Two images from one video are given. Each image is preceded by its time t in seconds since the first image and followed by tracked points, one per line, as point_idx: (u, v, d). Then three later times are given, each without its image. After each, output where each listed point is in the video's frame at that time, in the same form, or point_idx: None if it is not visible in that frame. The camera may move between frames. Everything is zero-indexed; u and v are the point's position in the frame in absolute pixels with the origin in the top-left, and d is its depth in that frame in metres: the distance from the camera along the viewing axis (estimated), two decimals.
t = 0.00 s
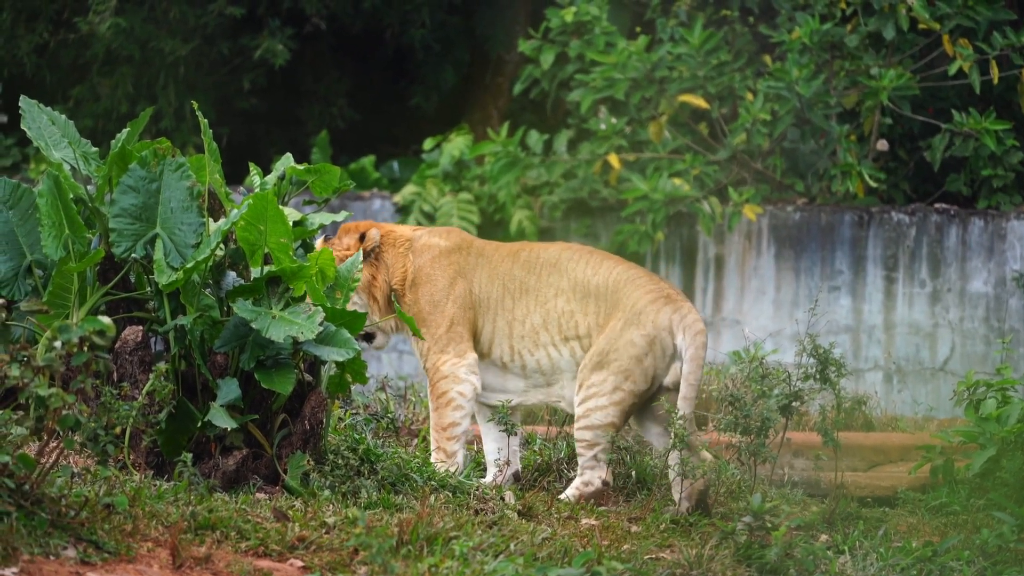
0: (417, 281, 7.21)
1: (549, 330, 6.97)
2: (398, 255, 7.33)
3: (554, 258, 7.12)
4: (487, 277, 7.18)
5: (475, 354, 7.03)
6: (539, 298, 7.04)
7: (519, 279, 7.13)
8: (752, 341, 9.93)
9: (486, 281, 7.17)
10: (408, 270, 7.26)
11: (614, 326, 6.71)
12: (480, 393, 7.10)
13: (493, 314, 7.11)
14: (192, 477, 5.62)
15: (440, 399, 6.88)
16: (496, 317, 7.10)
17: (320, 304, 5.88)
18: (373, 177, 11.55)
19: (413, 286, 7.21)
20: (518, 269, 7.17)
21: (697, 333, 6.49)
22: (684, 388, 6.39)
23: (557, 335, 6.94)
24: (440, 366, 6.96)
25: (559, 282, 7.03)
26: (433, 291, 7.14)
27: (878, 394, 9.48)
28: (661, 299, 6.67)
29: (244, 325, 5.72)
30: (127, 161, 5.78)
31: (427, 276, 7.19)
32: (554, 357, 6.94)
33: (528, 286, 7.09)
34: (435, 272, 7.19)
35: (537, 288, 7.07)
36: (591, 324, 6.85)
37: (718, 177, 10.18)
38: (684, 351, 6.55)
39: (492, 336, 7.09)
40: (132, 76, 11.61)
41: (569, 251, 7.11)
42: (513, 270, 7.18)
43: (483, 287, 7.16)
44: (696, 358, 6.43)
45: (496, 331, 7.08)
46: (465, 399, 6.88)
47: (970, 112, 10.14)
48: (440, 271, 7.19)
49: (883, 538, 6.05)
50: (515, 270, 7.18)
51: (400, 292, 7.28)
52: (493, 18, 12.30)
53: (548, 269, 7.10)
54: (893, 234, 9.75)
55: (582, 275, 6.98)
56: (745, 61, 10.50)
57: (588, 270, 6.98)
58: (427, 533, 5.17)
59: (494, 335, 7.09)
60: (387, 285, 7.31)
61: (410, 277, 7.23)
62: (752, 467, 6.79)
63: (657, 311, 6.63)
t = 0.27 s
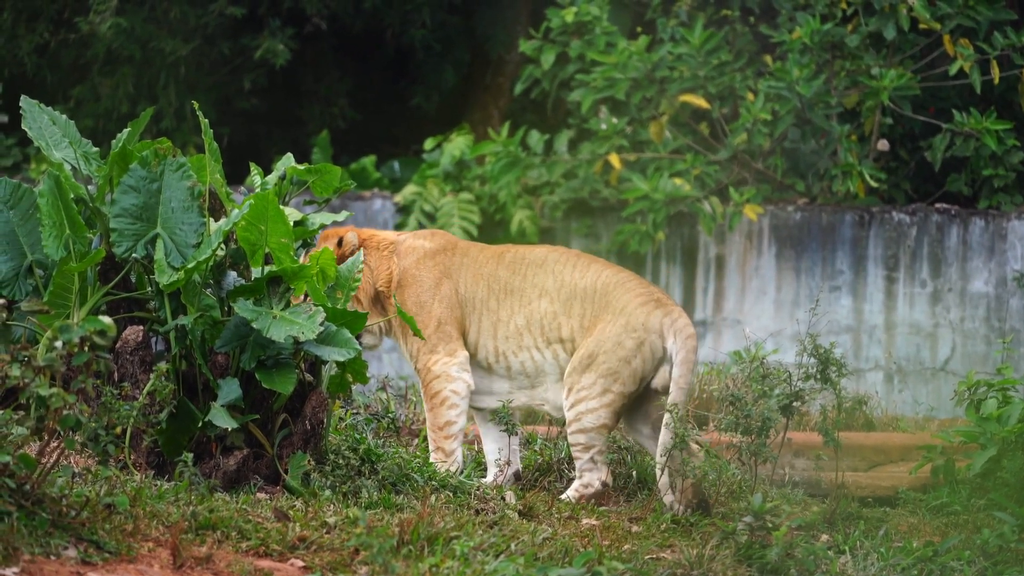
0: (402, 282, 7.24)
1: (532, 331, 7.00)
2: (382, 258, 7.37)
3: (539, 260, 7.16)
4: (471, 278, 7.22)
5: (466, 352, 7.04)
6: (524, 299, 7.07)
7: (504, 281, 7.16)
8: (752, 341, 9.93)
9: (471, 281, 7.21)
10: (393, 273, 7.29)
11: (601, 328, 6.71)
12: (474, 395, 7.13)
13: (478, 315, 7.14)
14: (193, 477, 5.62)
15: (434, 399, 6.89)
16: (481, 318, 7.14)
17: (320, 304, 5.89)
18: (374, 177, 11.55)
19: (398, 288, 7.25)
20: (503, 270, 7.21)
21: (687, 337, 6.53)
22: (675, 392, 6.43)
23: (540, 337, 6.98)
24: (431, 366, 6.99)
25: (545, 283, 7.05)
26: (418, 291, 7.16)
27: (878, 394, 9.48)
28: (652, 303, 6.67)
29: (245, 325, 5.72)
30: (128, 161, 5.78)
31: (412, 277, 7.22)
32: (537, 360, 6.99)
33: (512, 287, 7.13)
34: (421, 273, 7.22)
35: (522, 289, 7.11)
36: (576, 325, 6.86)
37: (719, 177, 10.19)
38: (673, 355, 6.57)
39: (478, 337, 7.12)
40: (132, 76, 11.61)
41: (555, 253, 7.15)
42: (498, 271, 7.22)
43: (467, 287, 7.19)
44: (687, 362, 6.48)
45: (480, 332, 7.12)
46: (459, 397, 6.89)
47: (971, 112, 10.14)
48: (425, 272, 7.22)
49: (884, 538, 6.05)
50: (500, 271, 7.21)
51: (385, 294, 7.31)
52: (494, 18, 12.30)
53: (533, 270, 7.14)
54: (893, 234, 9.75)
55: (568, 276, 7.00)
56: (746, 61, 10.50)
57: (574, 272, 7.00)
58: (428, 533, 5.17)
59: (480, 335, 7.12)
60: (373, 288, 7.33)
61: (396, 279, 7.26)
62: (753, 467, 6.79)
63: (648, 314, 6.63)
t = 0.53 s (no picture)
0: (392, 285, 7.19)
1: (524, 333, 7.02)
2: (370, 262, 7.29)
3: (532, 263, 7.19)
4: (463, 279, 7.23)
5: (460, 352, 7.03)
6: (516, 301, 7.09)
7: (495, 283, 7.18)
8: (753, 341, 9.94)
9: (462, 283, 7.22)
10: (383, 276, 7.23)
11: (596, 336, 6.72)
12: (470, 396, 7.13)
13: (470, 316, 7.17)
14: (193, 477, 5.61)
15: (430, 399, 6.88)
16: (473, 319, 7.16)
17: (321, 304, 5.88)
18: (375, 177, 11.55)
19: (389, 291, 7.19)
20: (494, 272, 7.22)
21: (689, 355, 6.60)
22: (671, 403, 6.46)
23: (531, 339, 7.00)
24: (426, 367, 6.98)
25: (537, 285, 7.07)
26: (409, 293, 7.13)
27: (879, 394, 9.48)
28: (653, 316, 6.72)
29: (245, 325, 5.72)
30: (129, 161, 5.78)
31: (403, 279, 7.18)
32: (528, 361, 7.01)
33: (503, 289, 7.15)
34: (412, 275, 7.18)
35: (513, 291, 7.13)
36: (569, 329, 6.88)
37: (720, 177, 10.20)
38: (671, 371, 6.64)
39: (470, 338, 7.15)
40: (133, 76, 11.61)
41: (548, 256, 7.19)
42: (489, 272, 7.23)
43: (459, 289, 7.21)
44: (685, 379, 6.57)
45: (473, 333, 7.15)
46: (455, 397, 6.88)
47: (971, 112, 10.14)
48: (415, 274, 7.19)
49: (884, 538, 6.05)
50: (491, 273, 7.23)
51: (375, 298, 7.24)
52: (495, 18, 12.31)
53: (524, 272, 7.17)
54: (894, 234, 9.75)
55: (561, 280, 7.01)
56: (747, 61, 10.50)
57: (567, 276, 7.02)
58: (428, 533, 5.17)
59: (472, 337, 7.15)
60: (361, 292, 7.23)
61: (386, 282, 7.21)
62: (754, 467, 6.79)
63: (650, 327, 6.67)
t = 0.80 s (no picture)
0: (390, 285, 7.18)
1: (521, 340, 7.03)
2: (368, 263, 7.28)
3: (535, 270, 7.20)
4: (462, 281, 7.23)
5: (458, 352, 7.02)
6: (516, 307, 7.09)
7: (496, 287, 7.18)
8: (754, 341, 9.95)
9: (461, 284, 7.22)
10: (381, 276, 7.22)
11: (591, 354, 6.74)
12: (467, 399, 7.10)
13: (467, 318, 7.16)
14: (194, 477, 5.61)
15: (430, 399, 6.88)
16: (470, 321, 7.16)
17: (322, 304, 5.88)
18: (376, 177, 11.55)
19: (386, 291, 7.18)
20: (495, 276, 7.22)
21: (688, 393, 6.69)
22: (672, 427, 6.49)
23: (528, 346, 7.01)
24: (425, 368, 6.98)
25: (538, 293, 7.09)
26: (407, 293, 7.12)
27: (880, 394, 9.49)
28: (656, 348, 6.78)
29: (246, 325, 5.72)
30: (129, 161, 5.78)
31: (401, 280, 7.17)
32: (521, 368, 7.03)
33: (504, 294, 7.15)
34: (410, 275, 7.17)
35: (513, 296, 7.13)
36: (568, 340, 6.92)
37: (721, 177, 10.20)
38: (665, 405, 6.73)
39: (467, 340, 7.14)
40: (134, 76, 11.61)
41: (552, 265, 7.20)
42: (489, 276, 7.23)
43: (457, 290, 7.20)
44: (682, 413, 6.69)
45: (470, 336, 7.14)
46: (454, 397, 6.89)
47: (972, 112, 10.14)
48: (414, 274, 7.18)
49: (885, 538, 6.05)
50: (491, 277, 7.23)
51: (372, 297, 7.23)
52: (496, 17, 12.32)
53: (527, 278, 7.17)
54: (895, 234, 9.75)
55: (566, 292, 7.05)
56: (748, 62, 10.50)
57: (572, 288, 7.06)
58: (429, 533, 5.17)
59: (469, 338, 7.14)
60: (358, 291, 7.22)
61: (384, 282, 7.20)
62: (755, 467, 6.80)
63: (653, 360, 6.73)
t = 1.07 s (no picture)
0: (397, 284, 7.14)
1: (522, 358, 7.06)
2: (375, 261, 7.24)
3: (548, 291, 7.22)
4: (469, 287, 7.22)
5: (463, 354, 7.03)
6: (524, 323, 7.11)
7: (506, 299, 7.18)
8: (756, 341, 9.94)
9: (468, 290, 7.21)
10: (388, 275, 7.19)
11: (590, 384, 6.83)
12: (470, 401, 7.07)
13: (472, 324, 7.15)
14: (196, 477, 5.59)
15: (434, 400, 6.89)
16: (475, 327, 7.15)
17: (323, 304, 5.89)
18: (377, 177, 11.55)
19: (391, 290, 7.15)
20: (506, 288, 7.21)
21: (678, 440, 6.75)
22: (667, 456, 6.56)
23: (528, 367, 7.05)
24: (430, 368, 6.98)
25: (548, 315, 7.13)
26: (414, 293, 7.09)
27: (882, 395, 9.49)
28: (654, 394, 6.90)
29: (248, 326, 5.72)
30: (131, 161, 5.79)
31: (408, 280, 7.14)
32: (515, 387, 7.05)
33: (514, 307, 7.15)
34: (417, 275, 7.14)
35: (522, 311, 7.15)
36: (571, 365, 6.97)
37: (722, 177, 10.21)
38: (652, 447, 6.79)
39: (471, 344, 7.14)
40: (136, 76, 11.62)
41: (566, 289, 7.25)
42: (499, 287, 7.22)
43: (464, 295, 7.19)
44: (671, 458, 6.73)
45: (474, 343, 7.14)
46: (459, 399, 6.91)
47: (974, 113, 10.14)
48: (421, 275, 7.16)
49: (887, 539, 6.05)
50: (502, 288, 7.22)
51: (377, 297, 7.20)
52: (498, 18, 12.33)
53: (539, 297, 7.19)
54: (897, 235, 9.74)
55: (577, 321, 7.12)
56: (749, 62, 10.50)
57: (582, 318, 7.13)
58: (430, 533, 5.17)
59: (473, 343, 7.14)
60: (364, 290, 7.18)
61: (390, 280, 7.16)
62: (757, 467, 6.81)
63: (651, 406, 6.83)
